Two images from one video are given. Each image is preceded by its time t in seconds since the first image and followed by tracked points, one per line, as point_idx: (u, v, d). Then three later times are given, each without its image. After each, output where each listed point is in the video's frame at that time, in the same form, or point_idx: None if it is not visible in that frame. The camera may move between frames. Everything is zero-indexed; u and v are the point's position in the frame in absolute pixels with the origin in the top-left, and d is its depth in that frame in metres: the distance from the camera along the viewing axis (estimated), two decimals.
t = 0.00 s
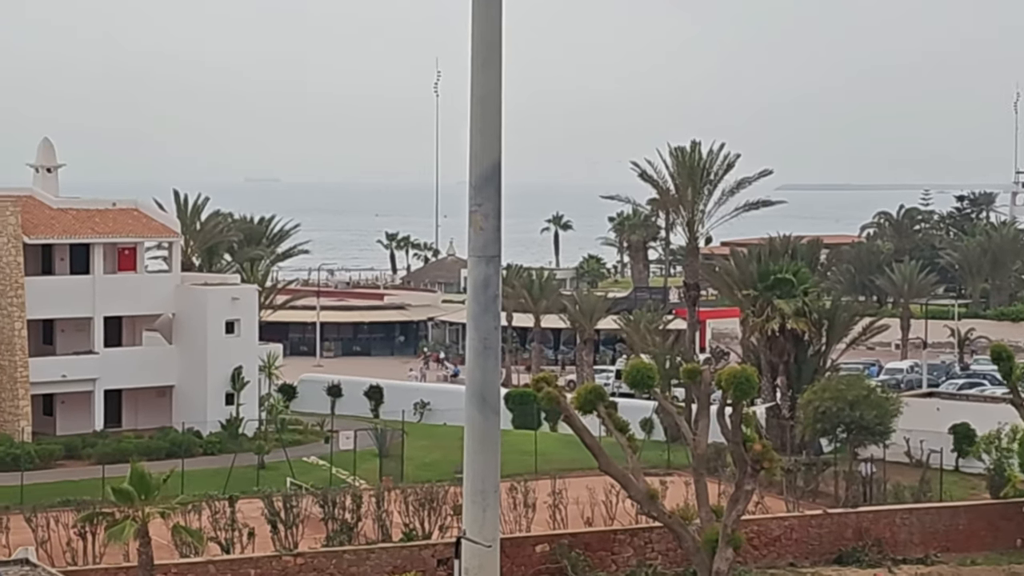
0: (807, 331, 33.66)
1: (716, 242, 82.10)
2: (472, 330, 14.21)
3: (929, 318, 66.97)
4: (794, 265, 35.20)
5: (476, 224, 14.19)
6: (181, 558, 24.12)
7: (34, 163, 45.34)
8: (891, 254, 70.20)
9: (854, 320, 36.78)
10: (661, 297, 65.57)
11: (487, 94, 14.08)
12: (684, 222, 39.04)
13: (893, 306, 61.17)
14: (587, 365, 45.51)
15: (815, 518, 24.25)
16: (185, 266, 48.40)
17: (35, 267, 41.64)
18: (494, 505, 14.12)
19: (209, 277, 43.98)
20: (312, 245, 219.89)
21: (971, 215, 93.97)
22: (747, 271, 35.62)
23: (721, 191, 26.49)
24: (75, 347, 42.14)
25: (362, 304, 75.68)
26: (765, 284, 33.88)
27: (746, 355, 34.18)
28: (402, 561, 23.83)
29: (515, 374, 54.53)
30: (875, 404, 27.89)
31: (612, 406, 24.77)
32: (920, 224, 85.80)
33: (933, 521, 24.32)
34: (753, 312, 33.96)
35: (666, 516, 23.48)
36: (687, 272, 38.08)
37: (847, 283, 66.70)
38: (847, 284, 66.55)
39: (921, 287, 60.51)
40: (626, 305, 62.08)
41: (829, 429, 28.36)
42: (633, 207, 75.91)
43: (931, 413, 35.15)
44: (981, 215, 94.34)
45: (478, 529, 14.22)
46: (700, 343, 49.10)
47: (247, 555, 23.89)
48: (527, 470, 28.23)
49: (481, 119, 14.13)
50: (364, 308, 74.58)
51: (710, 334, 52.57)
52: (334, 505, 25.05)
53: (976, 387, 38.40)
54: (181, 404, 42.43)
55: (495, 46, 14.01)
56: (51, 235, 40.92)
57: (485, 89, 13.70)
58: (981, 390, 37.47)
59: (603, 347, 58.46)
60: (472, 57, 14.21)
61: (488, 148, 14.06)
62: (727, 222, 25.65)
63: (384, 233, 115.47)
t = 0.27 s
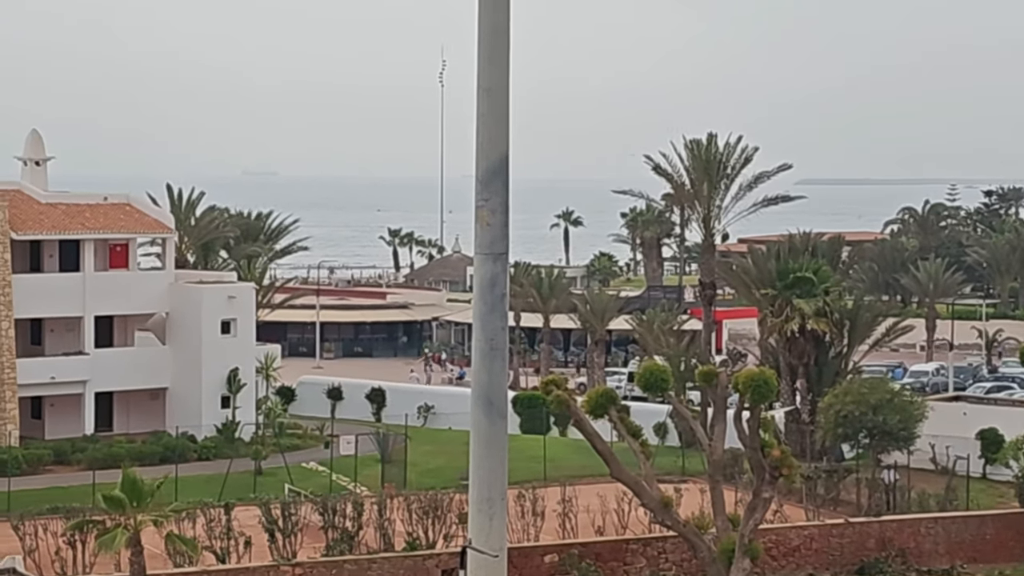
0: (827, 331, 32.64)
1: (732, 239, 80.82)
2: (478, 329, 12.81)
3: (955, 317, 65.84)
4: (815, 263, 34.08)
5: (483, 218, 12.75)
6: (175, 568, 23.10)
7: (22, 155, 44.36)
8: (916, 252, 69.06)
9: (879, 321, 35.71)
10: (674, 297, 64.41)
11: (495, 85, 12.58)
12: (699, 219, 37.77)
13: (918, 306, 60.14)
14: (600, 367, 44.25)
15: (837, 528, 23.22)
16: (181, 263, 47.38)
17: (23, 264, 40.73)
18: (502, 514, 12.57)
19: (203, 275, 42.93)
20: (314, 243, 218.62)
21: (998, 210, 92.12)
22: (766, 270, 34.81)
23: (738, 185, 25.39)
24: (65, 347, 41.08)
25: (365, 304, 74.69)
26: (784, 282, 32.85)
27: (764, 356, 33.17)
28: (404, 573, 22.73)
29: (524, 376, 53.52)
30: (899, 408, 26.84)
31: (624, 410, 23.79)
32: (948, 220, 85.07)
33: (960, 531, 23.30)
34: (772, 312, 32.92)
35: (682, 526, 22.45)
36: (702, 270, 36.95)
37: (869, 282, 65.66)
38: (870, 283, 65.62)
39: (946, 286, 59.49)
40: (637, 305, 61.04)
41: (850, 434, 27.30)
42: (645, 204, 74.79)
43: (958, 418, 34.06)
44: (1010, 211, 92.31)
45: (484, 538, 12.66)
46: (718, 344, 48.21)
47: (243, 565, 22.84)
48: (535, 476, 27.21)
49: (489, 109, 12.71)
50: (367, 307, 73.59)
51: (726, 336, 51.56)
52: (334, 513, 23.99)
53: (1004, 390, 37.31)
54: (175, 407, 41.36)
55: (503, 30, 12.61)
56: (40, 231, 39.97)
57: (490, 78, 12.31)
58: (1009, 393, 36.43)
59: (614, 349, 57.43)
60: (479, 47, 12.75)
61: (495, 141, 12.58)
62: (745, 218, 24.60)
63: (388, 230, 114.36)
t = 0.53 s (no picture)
0: (840, 331, 32.19)
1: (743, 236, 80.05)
2: (484, 326, 11.90)
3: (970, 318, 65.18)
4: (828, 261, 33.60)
5: (488, 216, 11.81)
6: (175, 572, 22.62)
7: (20, 153, 43.94)
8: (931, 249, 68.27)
9: (893, 320, 35.17)
10: (684, 296, 63.84)
11: (503, 77, 11.86)
12: (711, 216, 37.34)
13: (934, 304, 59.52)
14: (609, 368, 43.99)
15: (851, 532, 22.70)
16: (182, 262, 46.92)
17: (20, 263, 40.01)
18: (509, 516, 11.83)
19: (205, 273, 42.51)
20: (320, 241, 218.26)
21: (1014, 206, 90.85)
22: (778, 267, 34.42)
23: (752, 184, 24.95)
24: (63, 347, 40.66)
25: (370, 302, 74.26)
26: (797, 281, 32.39)
27: (776, 355, 32.63)
28: None
29: (532, 376, 53.03)
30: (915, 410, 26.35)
31: (634, 412, 23.31)
32: (964, 218, 84.11)
33: (980, 536, 22.81)
34: (784, 311, 32.43)
35: (692, 529, 22.00)
36: (714, 268, 36.46)
37: (883, 281, 65.06)
38: (884, 282, 65.09)
39: (963, 285, 58.71)
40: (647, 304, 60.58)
41: (865, 436, 26.88)
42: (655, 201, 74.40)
43: (972, 421, 33.43)
44: None
45: (491, 542, 11.80)
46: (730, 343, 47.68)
47: (245, 569, 22.39)
48: (542, 479, 26.70)
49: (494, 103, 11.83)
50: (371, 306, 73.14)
51: (736, 335, 51.22)
52: (337, 517, 23.52)
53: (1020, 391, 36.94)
54: (176, 408, 40.91)
55: (509, 18, 11.76)
56: (37, 229, 39.29)
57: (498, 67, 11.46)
58: None
59: (624, 349, 57.00)
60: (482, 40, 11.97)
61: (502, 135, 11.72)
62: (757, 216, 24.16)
63: (393, 228, 113.91)
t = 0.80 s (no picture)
0: (838, 330, 32.59)
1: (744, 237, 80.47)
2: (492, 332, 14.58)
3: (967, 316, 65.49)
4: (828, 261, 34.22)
5: (495, 219, 14.39)
6: (186, 565, 23.10)
7: (36, 154, 44.47)
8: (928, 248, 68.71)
9: (891, 318, 35.62)
10: (687, 295, 64.28)
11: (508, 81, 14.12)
12: (713, 217, 37.64)
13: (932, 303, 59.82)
14: (612, 365, 44.53)
15: (850, 526, 23.23)
16: (192, 262, 47.34)
17: (36, 261, 40.64)
18: (512, 506, 14.52)
19: (217, 272, 43.01)
20: (331, 240, 218.73)
21: (1011, 208, 91.15)
22: (778, 267, 34.80)
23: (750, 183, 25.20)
24: (77, 344, 41.15)
25: (376, 300, 74.78)
26: (797, 280, 32.81)
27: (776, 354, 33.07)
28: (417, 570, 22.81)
29: (536, 373, 53.48)
30: (915, 406, 26.79)
31: (636, 408, 23.87)
32: (960, 219, 84.48)
33: (976, 529, 23.31)
34: (784, 310, 32.89)
35: (693, 523, 22.54)
36: (715, 268, 36.95)
37: (880, 280, 65.32)
38: (883, 280, 65.45)
39: (959, 285, 59.75)
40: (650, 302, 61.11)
41: (864, 433, 27.30)
42: (658, 201, 74.79)
43: (970, 416, 33.79)
44: None
45: (497, 535, 14.57)
46: (730, 342, 47.90)
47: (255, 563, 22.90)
48: (548, 474, 27.13)
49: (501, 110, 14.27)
50: (377, 304, 73.64)
51: (737, 333, 51.68)
52: (346, 511, 23.96)
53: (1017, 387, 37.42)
54: (188, 404, 41.46)
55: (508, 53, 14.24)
56: (53, 228, 39.83)
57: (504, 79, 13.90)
58: None
59: (626, 346, 57.39)
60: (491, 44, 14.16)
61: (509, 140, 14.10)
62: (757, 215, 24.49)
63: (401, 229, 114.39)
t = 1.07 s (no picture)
0: (816, 325, 34.71)
1: (731, 239, 82.76)
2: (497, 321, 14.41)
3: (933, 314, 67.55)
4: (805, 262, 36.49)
5: (501, 220, 14.36)
6: (218, 541, 25.29)
7: (79, 164, 46.87)
8: (896, 249, 70.78)
9: (865, 314, 37.82)
10: (677, 293, 66.54)
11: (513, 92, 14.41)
12: (700, 221, 39.97)
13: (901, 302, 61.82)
14: (609, 359, 46.80)
15: (824, 505, 25.31)
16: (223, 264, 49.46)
17: (80, 263, 43.05)
18: (517, 490, 14.46)
19: (246, 272, 45.20)
20: (344, 242, 221.44)
21: (973, 215, 93.70)
22: (760, 268, 36.95)
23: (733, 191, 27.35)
24: (118, 340, 43.39)
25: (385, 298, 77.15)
26: (777, 280, 34.88)
27: (759, 348, 35.18)
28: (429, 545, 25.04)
29: (539, 366, 55.80)
30: (884, 396, 29.01)
31: (630, 398, 26.02)
32: (929, 223, 87.06)
33: (940, 509, 25.38)
34: (766, 307, 35.06)
35: (683, 503, 24.61)
36: (703, 270, 39.23)
37: (853, 279, 67.31)
38: (856, 280, 67.54)
39: (926, 283, 61.78)
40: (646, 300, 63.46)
41: (838, 419, 29.53)
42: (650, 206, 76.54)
43: (934, 405, 35.93)
44: (987, 215, 93.86)
45: (501, 516, 14.51)
46: (716, 336, 50.06)
47: (280, 538, 25.09)
48: (549, 458, 29.32)
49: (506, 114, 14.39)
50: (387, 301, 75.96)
51: (724, 329, 54.01)
52: (363, 492, 26.15)
53: (980, 378, 39.75)
54: (220, 394, 43.66)
55: (520, 48, 14.10)
56: (95, 232, 42.10)
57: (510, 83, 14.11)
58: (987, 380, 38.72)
59: (621, 341, 59.60)
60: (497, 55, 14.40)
61: (512, 146, 14.21)
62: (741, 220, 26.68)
63: (415, 231, 116.86)
